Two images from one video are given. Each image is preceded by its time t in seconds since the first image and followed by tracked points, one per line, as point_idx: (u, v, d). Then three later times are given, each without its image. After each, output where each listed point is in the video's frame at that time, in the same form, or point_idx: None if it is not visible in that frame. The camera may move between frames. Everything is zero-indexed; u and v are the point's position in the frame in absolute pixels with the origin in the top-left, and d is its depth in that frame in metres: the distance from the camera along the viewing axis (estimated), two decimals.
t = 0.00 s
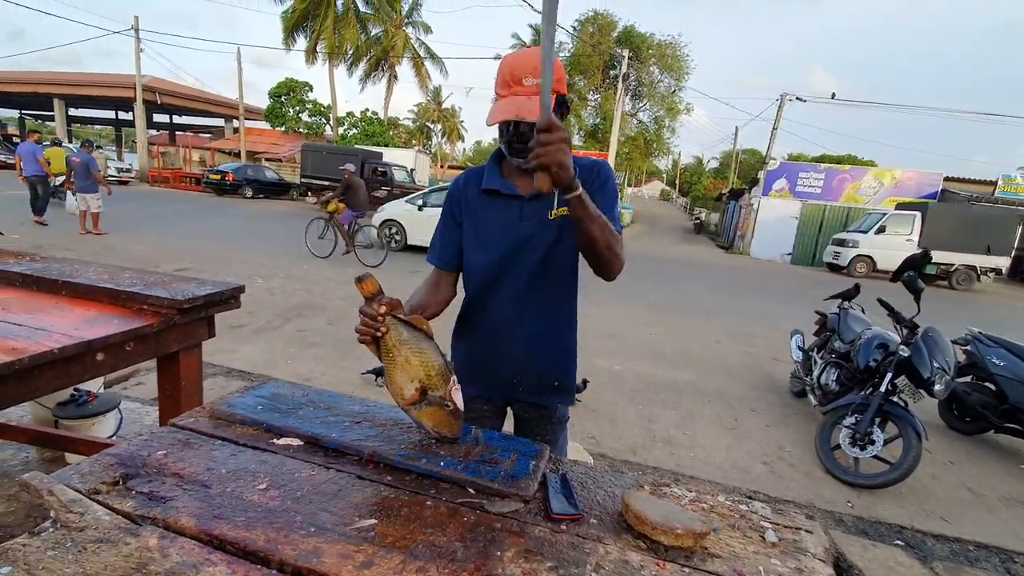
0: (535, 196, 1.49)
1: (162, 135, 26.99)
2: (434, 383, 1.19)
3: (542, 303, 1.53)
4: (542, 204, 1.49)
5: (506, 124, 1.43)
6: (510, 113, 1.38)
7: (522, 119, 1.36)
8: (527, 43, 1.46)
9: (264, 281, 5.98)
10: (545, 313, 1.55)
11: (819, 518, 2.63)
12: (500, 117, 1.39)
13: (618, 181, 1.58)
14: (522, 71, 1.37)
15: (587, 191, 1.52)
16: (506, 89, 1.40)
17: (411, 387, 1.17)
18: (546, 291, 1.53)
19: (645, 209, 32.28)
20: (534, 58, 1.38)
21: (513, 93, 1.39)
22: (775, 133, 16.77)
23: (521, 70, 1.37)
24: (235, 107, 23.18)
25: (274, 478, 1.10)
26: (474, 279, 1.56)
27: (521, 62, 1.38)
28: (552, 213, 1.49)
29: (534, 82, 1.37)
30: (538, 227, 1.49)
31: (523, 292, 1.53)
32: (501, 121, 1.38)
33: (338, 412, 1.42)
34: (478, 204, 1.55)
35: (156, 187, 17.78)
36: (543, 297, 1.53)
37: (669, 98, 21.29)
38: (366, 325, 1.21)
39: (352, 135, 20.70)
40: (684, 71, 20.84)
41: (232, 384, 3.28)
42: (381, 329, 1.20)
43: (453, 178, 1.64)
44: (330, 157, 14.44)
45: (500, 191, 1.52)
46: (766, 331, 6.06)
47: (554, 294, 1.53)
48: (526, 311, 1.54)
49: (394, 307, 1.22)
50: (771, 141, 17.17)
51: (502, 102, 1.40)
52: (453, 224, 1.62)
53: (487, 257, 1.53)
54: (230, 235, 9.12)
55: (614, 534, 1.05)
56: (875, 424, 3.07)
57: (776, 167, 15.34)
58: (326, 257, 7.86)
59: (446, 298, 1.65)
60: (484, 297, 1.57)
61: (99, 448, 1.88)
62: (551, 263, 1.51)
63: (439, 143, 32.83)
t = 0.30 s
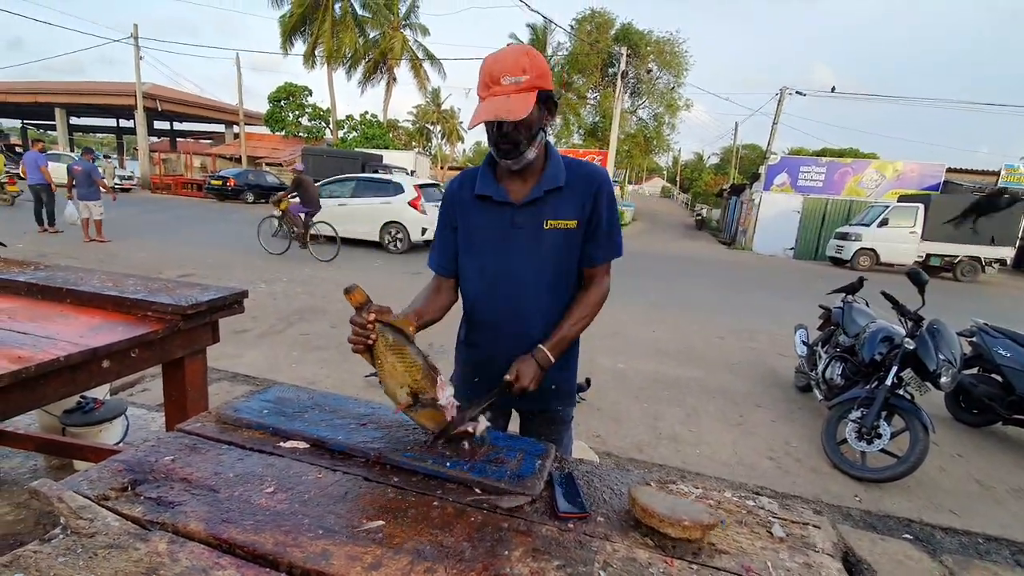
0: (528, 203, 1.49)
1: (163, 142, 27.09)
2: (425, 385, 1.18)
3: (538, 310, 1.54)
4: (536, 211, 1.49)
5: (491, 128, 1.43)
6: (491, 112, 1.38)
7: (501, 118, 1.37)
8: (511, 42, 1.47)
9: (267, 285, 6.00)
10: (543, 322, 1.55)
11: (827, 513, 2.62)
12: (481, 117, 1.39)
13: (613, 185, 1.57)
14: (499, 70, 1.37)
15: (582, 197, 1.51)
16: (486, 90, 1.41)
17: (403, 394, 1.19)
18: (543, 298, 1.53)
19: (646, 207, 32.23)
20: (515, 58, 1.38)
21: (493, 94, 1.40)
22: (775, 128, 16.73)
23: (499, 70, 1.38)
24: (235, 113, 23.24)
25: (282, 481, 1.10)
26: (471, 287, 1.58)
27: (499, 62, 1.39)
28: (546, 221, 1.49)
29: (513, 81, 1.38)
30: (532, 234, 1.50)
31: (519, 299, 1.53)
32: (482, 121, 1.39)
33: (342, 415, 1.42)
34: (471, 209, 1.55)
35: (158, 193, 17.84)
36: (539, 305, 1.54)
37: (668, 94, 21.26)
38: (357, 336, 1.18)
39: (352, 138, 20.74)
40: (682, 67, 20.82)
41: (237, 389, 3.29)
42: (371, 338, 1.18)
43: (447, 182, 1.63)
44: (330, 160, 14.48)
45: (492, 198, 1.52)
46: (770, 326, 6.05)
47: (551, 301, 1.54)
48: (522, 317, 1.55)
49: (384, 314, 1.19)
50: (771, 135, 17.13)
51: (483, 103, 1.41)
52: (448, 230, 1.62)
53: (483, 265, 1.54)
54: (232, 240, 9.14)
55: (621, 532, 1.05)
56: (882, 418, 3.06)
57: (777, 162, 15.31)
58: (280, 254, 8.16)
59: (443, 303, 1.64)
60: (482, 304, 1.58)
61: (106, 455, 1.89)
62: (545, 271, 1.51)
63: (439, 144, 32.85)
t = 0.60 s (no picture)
0: (524, 202, 1.49)
1: (163, 147, 27.12)
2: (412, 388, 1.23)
3: (536, 310, 1.53)
4: (532, 210, 1.49)
5: (485, 131, 1.43)
6: (486, 115, 1.38)
7: (495, 123, 1.36)
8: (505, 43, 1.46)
9: (268, 289, 6.01)
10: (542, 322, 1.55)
11: (831, 507, 2.62)
12: (476, 121, 1.38)
13: (611, 185, 1.57)
14: (492, 72, 1.37)
15: (580, 195, 1.52)
16: (480, 94, 1.41)
17: (397, 400, 1.24)
18: (540, 297, 1.53)
19: (646, 204, 32.21)
20: (506, 60, 1.38)
21: (487, 97, 1.39)
22: (774, 124, 16.72)
23: (491, 73, 1.38)
24: (233, 118, 23.26)
25: (286, 485, 1.11)
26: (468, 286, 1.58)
27: (492, 65, 1.38)
28: (543, 220, 1.49)
29: (506, 83, 1.38)
30: (529, 234, 1.50)
31: (516, 298, 1.53)
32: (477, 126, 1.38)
33: (346, 418, 1.42)
34: (468, 209, 1.55)
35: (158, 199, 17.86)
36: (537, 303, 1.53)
37: (666, 92, 21.23)
38: (343, 354, 1.23)
39: (350, 141, 20.74)
40: (680, 64, 20.82)
41: (240, 393, 3.30)
42: (354, 352, 1.22)
43: (444, 183, 1.64)
44: (329, 163, 14.48)
45: (489, 198, 1.52)
46: (773, 322, 6.03)
47: (548, 300, 1.53)
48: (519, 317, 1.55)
49: (364, 328, 1.24)
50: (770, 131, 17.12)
51: (478, 106, 1.40)
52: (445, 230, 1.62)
53: (480, 265, 1.54)
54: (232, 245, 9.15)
55: (626, 530, 1.05)
56: (885, 412, 3.06)
57: (776, 157, 15.30)
58: (234, 253, 8.38)
59: (441, 304, 1.63)
60: (480, 305, 1.58)
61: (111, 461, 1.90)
62: (542, 271, 1.51)
63: (438, 145, 32.87)
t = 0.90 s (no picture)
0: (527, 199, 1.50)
1: (162, 148, 27.10)
2: (409, 385, 1.25)
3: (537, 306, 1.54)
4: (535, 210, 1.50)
5: (489, 132, 1.42)
6: (490, 118, 1.37)
7: (498, 126, 1.36)
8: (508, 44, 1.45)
9: (268, 289, 6.01)
10: (543, 316, 1.55)
11: (832, 504, 2.62)
12: (480, 125, 1.37)
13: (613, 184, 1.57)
14: (494, 74, 1.36)
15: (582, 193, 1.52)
16: (482, 96, 1.40)
17: (396, 399, 1.26)
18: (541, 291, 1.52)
19: (646, 202, 32.19)
20: (508, 60, 1.37)
21: (489, 100, 1.39)
22: (773, 120, 16.70)
23: (494, 75, 1.37)
24: (232, 118, 23.24)
25: (288, 484, 1.11)
26: (470, 283, 1.58)
27: (496, 64, 1.37)
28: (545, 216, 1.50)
29: (508, 85, 1.37)
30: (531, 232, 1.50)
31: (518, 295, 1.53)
32: (479, 129, 1.37)
33: (347, 417, 1.42)
34: (471, 207, 1.56)
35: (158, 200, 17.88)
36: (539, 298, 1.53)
37: (665, 89, 21.19)
38: (347, 352, 1.27)
39: (349, 140, 20.73)
40: (678, 61, 20.80)
41: (241, 393, 3.30)
42: (358, 351, 1.26)
43: (447, 181, 1.64)
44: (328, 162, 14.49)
45: (491, 195, 1.52)
46: (773, 319, 6.03)
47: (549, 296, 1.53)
48: (520, 313, 1.54)
49: (367, 327, 1.28)
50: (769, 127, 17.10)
51: (481, 109, 1.40)
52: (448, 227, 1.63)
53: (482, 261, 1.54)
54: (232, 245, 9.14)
55: (627, 527, 1.05)
56: (886, 408, 3.06)
57: (775, 154, 15.28)
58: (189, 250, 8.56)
59: (444, 302, 1.64)
60: (482, 302, 1.58)
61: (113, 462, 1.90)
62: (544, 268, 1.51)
63: (437, 144, 32.84)
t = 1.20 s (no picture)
0: (528, 202, 1.49)
1: (161, 145, 27.05)
2: (410, 378, 1.29)
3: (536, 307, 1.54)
4: (536, 211, 1.49)
5: (488, 134, 1.42)
6: (487, 120, 1.37)
7: (495, 127, 1.36)
8: (505, 42, 1.45)
9: (269, 286, 6.01)
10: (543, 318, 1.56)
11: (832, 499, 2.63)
12: (477, 126, 1.36)
13: (613, 183, 1.57)
14: (492, 75, 1.36)
15: (583, 194, 1.52)
16: (480, 97, 1.40)
17: (398, 391, 1.30)
18: (541, 293, 1.53)
19: (647, 199, 32.12)
20: (504, 61, 1.37)
21: (487, 101, 1.39)
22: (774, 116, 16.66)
23: (491, 76, 1.37)
24: (231, 115, 23.19)
25: (288, 479, 1.11)
26: (469, 281, 1.58)
27: (493, 67, 1.37)
28: (546, 220, 1.49)
29: (506, 86, 1.37)
30: (531, 232, 1.50)
31: (518, 296, 1.54)
32: (476, 132, 1.37)
33: (348, 412, 1.42)
34: (469, 205, 1.55)
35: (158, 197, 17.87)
36: (539, 300, 1.54)
37: (666, 85, 21.15)
38: (341, 357, 1.27)
39: (349, 137, 20.69)
40: (679, 58, 20.75)
41: (241, 390, 3.30)
42: (353, 359, 1.26)
43: (445, 178, 1.63)
44: (328, 159, 14.47)
45: (491, 196, 1.51)
46: (773, 316, 6.02)
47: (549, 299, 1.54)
48: (520, 314, 1.55)
49: (359, 331, 1.28)
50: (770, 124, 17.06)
51: (479, 109, 1.40)
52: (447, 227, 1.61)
53: (482, 260, 1.54)
54: (232, 242, 9.13)
55: (628, 521, 1.05)
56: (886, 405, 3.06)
57: (776, 150, 15.26)
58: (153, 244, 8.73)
59: (443, 299, 1.65)
60: (480, 301, 1.58)
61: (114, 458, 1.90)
62: (543, 269, 1.51)
63: (437, 141, 32.78)
